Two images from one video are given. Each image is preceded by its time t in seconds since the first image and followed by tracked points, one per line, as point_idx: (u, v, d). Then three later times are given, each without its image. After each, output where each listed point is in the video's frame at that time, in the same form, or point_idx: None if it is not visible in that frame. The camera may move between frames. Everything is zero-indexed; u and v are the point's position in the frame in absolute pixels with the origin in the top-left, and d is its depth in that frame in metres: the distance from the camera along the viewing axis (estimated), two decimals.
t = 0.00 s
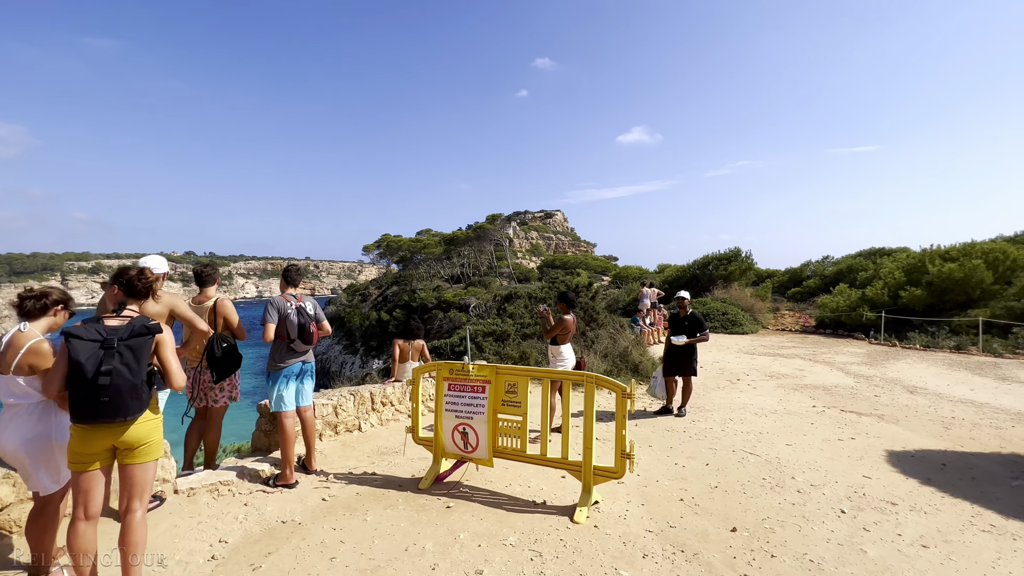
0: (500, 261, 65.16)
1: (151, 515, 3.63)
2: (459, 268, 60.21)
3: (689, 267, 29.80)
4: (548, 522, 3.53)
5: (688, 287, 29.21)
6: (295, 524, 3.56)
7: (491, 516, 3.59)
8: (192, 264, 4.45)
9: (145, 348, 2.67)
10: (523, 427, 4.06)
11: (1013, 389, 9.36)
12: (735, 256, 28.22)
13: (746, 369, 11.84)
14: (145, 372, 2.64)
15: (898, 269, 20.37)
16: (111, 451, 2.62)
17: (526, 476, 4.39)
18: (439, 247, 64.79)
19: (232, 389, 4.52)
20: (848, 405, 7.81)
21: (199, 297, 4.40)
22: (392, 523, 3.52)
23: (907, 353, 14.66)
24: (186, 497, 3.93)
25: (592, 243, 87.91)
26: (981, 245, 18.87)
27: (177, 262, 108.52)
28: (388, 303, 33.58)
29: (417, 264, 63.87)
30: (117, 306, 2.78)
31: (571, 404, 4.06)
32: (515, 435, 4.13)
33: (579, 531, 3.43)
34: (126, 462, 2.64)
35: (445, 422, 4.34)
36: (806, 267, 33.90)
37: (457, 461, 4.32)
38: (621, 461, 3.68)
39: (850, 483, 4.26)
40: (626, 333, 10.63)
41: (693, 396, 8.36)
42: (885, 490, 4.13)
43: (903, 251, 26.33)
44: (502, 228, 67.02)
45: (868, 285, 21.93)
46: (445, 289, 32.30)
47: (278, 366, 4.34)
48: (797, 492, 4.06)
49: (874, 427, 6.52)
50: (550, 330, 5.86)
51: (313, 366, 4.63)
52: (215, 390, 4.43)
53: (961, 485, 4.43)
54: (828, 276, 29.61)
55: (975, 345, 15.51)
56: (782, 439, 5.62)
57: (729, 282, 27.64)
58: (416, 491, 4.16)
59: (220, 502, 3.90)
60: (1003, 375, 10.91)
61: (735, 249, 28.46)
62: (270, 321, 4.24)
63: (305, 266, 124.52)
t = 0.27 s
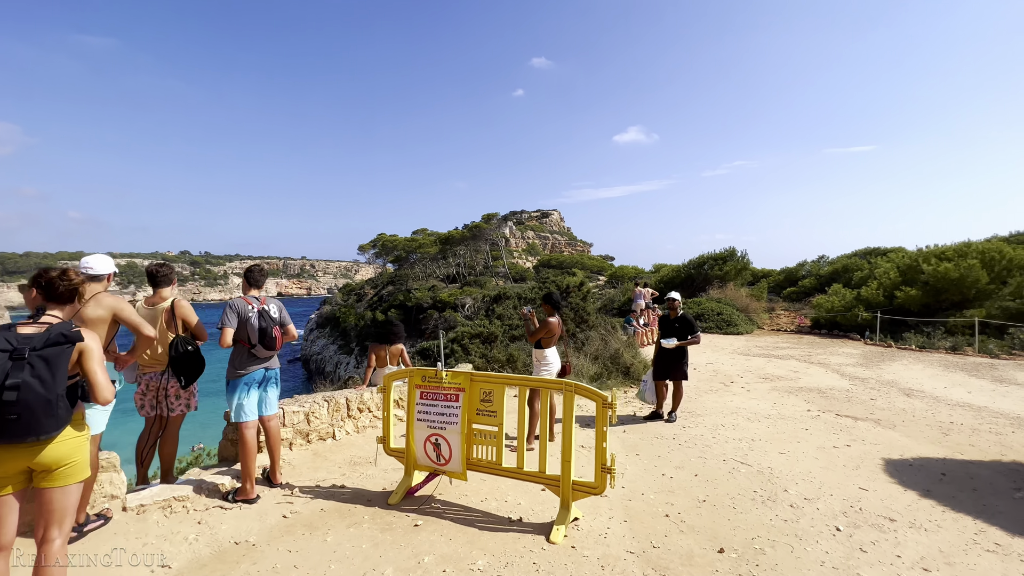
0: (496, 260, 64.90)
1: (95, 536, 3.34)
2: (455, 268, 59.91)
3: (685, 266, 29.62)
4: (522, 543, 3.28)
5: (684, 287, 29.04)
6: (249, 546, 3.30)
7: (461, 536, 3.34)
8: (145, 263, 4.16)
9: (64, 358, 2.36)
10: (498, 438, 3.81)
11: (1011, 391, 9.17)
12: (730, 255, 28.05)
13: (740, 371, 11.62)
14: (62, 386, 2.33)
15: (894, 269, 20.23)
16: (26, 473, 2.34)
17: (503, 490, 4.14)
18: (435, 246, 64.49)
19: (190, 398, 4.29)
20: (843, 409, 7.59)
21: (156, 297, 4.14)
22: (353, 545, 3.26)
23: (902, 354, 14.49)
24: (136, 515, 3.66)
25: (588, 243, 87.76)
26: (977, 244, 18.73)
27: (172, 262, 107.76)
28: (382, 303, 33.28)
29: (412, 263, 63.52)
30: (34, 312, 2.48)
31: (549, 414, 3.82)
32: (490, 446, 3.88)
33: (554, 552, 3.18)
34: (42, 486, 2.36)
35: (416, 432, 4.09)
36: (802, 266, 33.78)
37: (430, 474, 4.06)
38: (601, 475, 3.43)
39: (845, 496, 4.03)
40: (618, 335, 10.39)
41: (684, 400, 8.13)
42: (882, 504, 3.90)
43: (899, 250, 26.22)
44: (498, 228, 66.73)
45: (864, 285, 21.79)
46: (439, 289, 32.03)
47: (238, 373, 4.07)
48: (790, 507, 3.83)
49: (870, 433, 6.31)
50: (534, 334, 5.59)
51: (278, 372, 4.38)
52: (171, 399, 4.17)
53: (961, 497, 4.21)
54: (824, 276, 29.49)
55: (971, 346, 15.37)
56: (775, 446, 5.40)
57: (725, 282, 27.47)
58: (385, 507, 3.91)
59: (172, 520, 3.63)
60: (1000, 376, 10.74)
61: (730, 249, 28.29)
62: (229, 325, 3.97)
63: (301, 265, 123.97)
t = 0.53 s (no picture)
0: (492, 260, 64.65)
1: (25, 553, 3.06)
2: (450, 267, 59.61)
3: (680, 266, 29.43)
4: (490, 559, 3.03)
5: (679, 286, 28.86)
6: (195, 564, 3.04)
7: (426, 552, 3.09)
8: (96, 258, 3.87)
9: None
10: (470, 444, 3.56)
11: (1010, 392, 8.97)
12: (726, 254, 27.86)
13: (734, 371, 11.41)
14: None
15: (890, 268, 20.08)
16: None
17: (477, 499, 3.89)
18: (430, 245, 64.20)
19: (145, 399, 4.05)
20: (838, 411, 7.37)
21: (105, 295, 3.84)
22: (308, 561, 3.01)
23: (898, 354, 14.32)
24: (78, 527, 3.39)
25: (585, 242, 87.59)
26: (973, 243, 18.58)
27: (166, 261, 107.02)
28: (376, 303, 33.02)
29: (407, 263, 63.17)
30: None
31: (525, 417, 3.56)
32: (462, 452, 3.63)
33: (524, 570, 2.93)
34: None
35: (384, 438, 3.83)
36: (798, 266, 33.65)
37: (399, 483, 3.81)
38: (578, 485, 3.18)
39: (840, 505, 3.79)
40: (610, 334, 10.14)
41: (676, 401, 7.89)
42: (878, 514, 3.68)
43: (894, 250, 26.08)
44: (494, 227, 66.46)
45: (860, 284, 21.63)
46: (433, 288, 31.76)
47: (192, 376, 3.80)
48: (780, 517, 3.59)
49: (866, 436, 6.08)
50: (516, 333, 5.31)
51: (239, 374, 4.10)
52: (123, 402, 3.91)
53: (962, 505, 3.98)
54: (820, 276, 29.34)
55: (967, 345, 15.21)
56: (767, 451, 5.16)
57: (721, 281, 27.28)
58: (349, 518, 3.65)
59: (116, 534, 3.36)
60: (997, 376, 10.57)
61: (726, 248, 28.10)
62: (184, 324, 3.68)
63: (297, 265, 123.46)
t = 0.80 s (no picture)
0: (489, 259, 64.40)
1: None
2: (447, 267, 59.35)
3: (676, 265, 29.23)
4: None
5: (676, 286, 28.65)
6: None
7: None
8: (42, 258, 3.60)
9: None
10: (436, 458, 3.32)
11: (1009, 395, 8.76)
12: (722, 254, 27.67)
13: (728, 373, 11.19)
14: None
15: (887, 268, 19.90)
16: None
17: (446, 516, 3.65)
18: (427, 245, 63.90)
19: (92, 408, 3.78)
20: (833, 416, 7.14)
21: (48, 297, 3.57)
22: None
23: (895, 355, 14.13)
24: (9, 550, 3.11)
25: (582, 242, 87.40)
26: (970, 243, 18.40)
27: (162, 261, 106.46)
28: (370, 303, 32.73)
29: (404, 263, 62.88)
30: None
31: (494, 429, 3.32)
32: (428, 466, 3.39)
33: None
34: None
35: (346, 451, 3.58)
36: (795, 265, 33.48)
37: (362, 499, 3.56)
38: (548, 504, 2.94)
39: (833, 521, 3.56)
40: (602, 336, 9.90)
41: (666, 406, 7.65)
42: (874, 531, 3.44)
43: (892, 249, 25.92)
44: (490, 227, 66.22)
45: (856, 284, 21.46)
46: (428, 288, 31.49)
47: (140, 384, 3.52)
48: (769, 535, 3.35)
49: (862, 443, 5.86)
50: (495, 336, 5.05)
51: (193, 382, 3.84)
52: (66, 412, 3.64)
53: (962, 520, 3.75)
54: (817, 276, 29.17)
55: (964, 346, 15.03)
56: (757, 460, 4.93)
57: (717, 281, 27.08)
58: (307, 537, 3.40)
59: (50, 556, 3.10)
60: (996, 378, 10.37)
61: (723, 248, 27.91)
62: (129, 328, 3.40)
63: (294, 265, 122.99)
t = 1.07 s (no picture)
0: (486, 259, 64.17)
1: None
2: (444, 267, 59.10)
3: (673, 265, 29.02)
4: None
5: (672, 287, 28.45)
6: None
7: None
8: None
9: None
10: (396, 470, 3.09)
11: (1007, 397, 8.56)
12: (719, 254, 27.49)
13: (722, 375, 10.98)
14: None
15: (883, 268, 19.73)
16: None
17: (410, 531, 3.42)
18: (424, 245, 63.65)
19: (35, 416, 3.46)
20: (828, 420, 6.91)
21: None
22: None
23: (892, 356, 13.94)
24: None
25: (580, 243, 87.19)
26: (968, 242, 18.23)
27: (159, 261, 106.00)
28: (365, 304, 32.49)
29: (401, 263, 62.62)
30: None
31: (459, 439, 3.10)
32: (387, 478, 3.16)
33: None
34: None
35: (304, 461, 3.35)
36: (792, 265, 33.32)
37: (320, 512, 3.33)
38: (513, 521, 2.71)
39: (822, 536, 3.34)
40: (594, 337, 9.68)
41: (656, 410, 7.44)
42: (866, 548, 3.22)
43: (889, 249, 25.75)
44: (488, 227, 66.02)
45: (853, 284, 21.29)
46: (423, 288, 31.24)
47: (82, 391, 3.29)
48: (753, 552, 3.14)
49: (856, 448, 5.64)
50: (472, 339, 4.79)
51: (143, 388, 3.60)
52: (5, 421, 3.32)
53: (960, 534, 3.53)
54: (814, 276, 29.00)
55: (962, 347, 14.85)
56: (746, 468, 4.71)
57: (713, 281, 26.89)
58: (259, 554, 3.17)
59: None
60: (994, 380, 10.18)
61: (719, 248, 27.72)
62: (69, 331, 3.17)
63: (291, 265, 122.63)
